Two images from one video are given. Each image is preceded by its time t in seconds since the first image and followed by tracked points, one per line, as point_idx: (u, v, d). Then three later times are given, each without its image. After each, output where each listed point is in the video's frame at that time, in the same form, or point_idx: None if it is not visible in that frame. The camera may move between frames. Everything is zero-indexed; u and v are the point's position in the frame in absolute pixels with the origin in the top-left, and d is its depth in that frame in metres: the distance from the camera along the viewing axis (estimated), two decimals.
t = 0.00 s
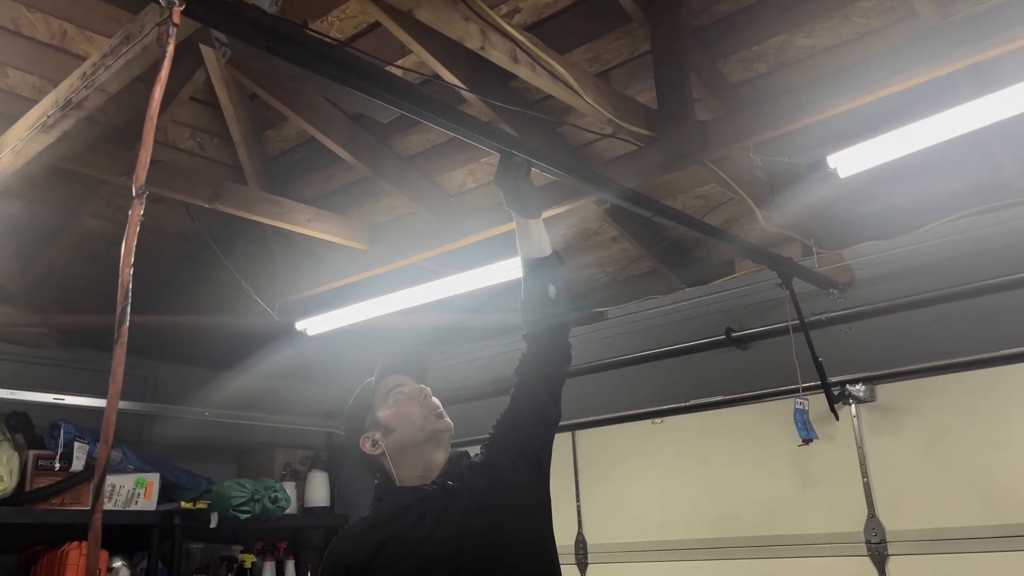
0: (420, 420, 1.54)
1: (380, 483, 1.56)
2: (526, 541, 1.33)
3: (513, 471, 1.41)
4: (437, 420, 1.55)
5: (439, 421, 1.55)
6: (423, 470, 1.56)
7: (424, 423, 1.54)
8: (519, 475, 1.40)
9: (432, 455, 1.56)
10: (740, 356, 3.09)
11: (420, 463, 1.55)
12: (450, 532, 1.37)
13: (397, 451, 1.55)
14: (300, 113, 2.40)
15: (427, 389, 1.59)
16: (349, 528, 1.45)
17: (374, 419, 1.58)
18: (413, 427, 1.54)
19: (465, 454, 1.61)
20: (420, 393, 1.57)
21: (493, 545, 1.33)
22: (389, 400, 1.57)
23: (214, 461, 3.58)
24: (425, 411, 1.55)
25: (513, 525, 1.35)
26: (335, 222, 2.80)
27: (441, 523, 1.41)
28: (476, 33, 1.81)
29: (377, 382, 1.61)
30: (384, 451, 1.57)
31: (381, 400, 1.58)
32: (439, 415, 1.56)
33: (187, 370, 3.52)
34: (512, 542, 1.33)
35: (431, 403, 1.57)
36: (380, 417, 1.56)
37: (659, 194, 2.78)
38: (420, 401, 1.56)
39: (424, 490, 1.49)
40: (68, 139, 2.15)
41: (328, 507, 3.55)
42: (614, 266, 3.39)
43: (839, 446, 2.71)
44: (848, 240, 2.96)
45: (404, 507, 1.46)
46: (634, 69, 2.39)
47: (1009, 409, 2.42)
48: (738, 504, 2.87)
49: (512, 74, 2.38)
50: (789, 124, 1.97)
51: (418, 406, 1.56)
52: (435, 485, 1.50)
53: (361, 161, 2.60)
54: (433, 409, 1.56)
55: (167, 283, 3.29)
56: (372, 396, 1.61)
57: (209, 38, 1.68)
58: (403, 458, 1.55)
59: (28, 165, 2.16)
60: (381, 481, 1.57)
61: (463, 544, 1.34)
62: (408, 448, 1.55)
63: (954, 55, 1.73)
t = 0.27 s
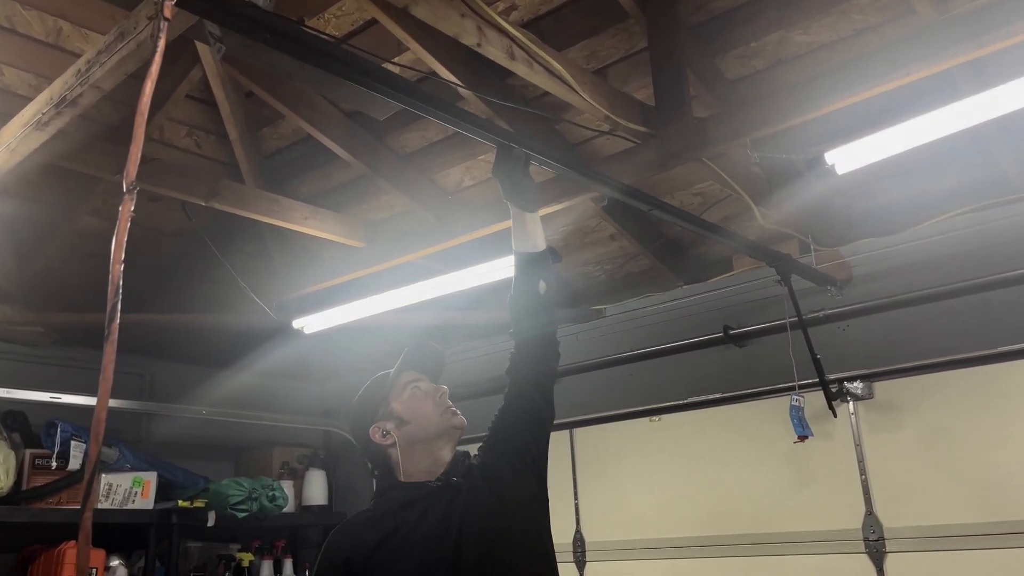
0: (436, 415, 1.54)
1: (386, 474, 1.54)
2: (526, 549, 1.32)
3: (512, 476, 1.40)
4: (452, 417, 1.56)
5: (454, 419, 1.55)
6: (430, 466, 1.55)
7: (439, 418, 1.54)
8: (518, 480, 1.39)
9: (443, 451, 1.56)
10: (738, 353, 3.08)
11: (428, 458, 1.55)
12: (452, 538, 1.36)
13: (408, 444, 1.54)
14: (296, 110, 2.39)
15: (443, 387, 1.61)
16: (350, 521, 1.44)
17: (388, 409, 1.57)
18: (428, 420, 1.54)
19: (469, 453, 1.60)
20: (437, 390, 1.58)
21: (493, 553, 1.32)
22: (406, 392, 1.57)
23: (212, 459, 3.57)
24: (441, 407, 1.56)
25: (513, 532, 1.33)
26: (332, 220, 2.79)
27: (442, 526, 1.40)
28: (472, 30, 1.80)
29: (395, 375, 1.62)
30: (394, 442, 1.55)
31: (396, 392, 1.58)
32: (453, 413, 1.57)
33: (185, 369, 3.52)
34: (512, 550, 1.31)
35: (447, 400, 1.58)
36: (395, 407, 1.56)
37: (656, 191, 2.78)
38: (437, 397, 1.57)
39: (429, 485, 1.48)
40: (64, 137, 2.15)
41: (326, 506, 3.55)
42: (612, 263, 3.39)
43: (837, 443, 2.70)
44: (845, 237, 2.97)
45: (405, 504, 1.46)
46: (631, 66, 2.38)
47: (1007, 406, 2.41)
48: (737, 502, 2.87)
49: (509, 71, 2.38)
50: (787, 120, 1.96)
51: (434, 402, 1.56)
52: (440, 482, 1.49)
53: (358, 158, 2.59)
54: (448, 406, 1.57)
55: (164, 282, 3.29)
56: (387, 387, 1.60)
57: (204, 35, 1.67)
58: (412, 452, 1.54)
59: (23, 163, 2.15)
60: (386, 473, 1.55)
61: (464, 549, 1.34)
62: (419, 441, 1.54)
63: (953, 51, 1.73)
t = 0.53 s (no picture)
0: (439, 411, 1.53)
1: (386, 468, 1.53)
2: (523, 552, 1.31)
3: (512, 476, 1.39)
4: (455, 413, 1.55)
5: (457, 416, 1.54)
6: (430, 461, 1.54)
7: (443, 414, 1.53)
8: (516, 478, 1.38)
9: (444, 448, 1.55)
10: (735, 349, 3.08)
11: (429, 454, 1.54)
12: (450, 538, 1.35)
13: (410, 438, 1.53)
14: (292, 106, 2.38)
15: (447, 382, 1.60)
16: (349, 517, 1.44)
17: (391, 402, 1.56)
18: (431, 416, 1.52)
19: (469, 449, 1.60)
20: (442, 385, 1.57)
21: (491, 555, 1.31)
22: (410, 386, 1.56)
23: (209, 457, 3.56)
24: (445, 403, 1.55)
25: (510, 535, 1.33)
26: (329, 216, 2.78)
27: (441, 524, 1.39)
28: (468, 24, 1.79)
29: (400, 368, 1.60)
30: (395, 436, 1.54)
31: (400, 385, 1.56)
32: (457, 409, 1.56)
33: (182, 366, 3.51)
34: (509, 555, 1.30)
35: (451, 396, 1.57)
36: (398, 401, 1.54)
37: (654, 187, 2.77)
38: (442, 392, 1.56)
39: (427, 480, 1.48)
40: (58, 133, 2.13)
41: (323, 502, 3.54)
42: (610, 259, 3.38)
43: (835, 439, 2.70)
44: (844, 232, 2.96)
45: (402, 499, 1.44)
46: (629, 62, 2.37)
47: (1006, 402, 2.41)
48: (735, 498, 2.87)
49: (506, 67, 2.37)
50: (784, 115, 1.95)
51: (438, 397, 1.55)
52: (438, 477, 1.49)
53: (354, 154, 2.58)
54: (452, 402, 1.56)
55: (160, 279, 3.27)
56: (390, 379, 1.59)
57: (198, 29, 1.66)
58: (413, 446, 1.54)
59: (17, 159, 2.14)
60: (386, 466, 1.55)
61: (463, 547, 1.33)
62: (421, 436, 1.53)
63: (951, 45, 1.72)
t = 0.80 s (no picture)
0: (420, 413, 1.48)
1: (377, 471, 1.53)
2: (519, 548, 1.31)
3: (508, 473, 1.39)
4: (437, 413, 1.49)
5: (439, 415, 1.49)
6: (421, 461, 1.52)
7: (424, 416, 1.48)
8: (514, 475, 1.39)
9: (432, 446, 1.51)
10: (733, 345, 3.07)
11: (417, 455, 1.51)
12: (445, 535, 1.34)
13: (395, 441, 1.51)
14: (288, 100, 2.37)
15: (429, 379, 1.53)
16: (342, 515, 1.43)
17: (373, 405, 1.52)
18: (412, 419, 1.48)
19: (464, 444, 1.57)
20: (422, 385, 1.51)
21: (487, 551, 1.30)
22: (390, 389, 1.51)
23: (205, 452, 3.55)
24: (425, 403, 1.49)
25: (507, 531, 1.32)
26: (325, 211, 2.77)
27: (435, 522, 1.38)
28: (464, 17, 1.79)
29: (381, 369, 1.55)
30: (382, 439, 1.53)
31: (381, 388, 1.52)
32: (439, 408, 1.50)
33: (178, 362, 3.50)
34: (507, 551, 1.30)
35: (432, 394, 1.50)
36: (379, 405, 1.51)
37: (651, 182, 2.76)
38: (422, 392, 1.50)
39: (421, 481, 1.46)
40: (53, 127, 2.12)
41: (321, 499, 3.53)
42: (607, 256, 3.37)
43: (832, 434, 2.70)
44: (842, 227, 2.96)
45: (397, 498, 1.44)
46: (626, 56, 2.36)
47: (1003, 397, 2.41)
48: (733, 494, 2.86)
49: (503, 61, 2.36)
50: (782, 109, 1.95)
51: (418, 398, 1.49)
52: (433, 477, 1.48)
53: (351, 149, 2.57)
54: (433, 401, 1.49)
55: (156, 274, 3.26)
56: (373, 381, 1.55)
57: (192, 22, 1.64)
58: (401, 448, 1.51)
59: (11, 153, 2.13)
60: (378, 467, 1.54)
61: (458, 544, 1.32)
62: (406, 438, 1.50)
63: (949, 38, 1.71)
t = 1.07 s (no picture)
0: (398, 412, 1.48)
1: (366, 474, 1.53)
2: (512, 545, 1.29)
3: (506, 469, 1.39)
4: (416, 411, 1.49)
5: (420, 411, 1.49)
6: (408, 461, 1.51)
7: (402, 414, 1.48)
8: (511, 470, 1.38)
9: (417, 445, 1.50)
10: (731, 340, 3.07)
11: (404, 454, 1.51)
12: (438, 530, 1.33)
13: (380, 443, 1.51)
14: (285, 95, 2.36)
15: (408, 378, 1.53)
16: (336, 513, 1.44)
17: (355, 410, 1.54)
18: (390, 419, 1.48)
19: (456, 442, 1.60)
20: (399, 384, 1.52)
21: (480, 546, 1.29)
22: (368, 392, 1.53)
23: (202, 448, 3.55)
24: (403, 402, 1.49)
25: (501, 527, 1.31)
26: (321, 206, 2.76)
27: (427, 517, 1.37)
28: (461, 10, 1.78)
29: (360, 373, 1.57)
30: (368, 442, 1.54)
31: (360, 391, 1.54)
32: (418, 406, 1.49)
33: (175, 358, 3.49)
34: (500, 547, 1.29)
35: (411, 392, 1.50)
36: (359, 409, 1.52)
37: (649, 177, 2.75)
38: (400, 392, 1.50)
39: (413, 477, 1.46)
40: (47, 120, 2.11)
41: (317, 495, 3.53)
42: (605, 251, 3.36)
43: (830, 430, 2.70)
44: (839, 223, 2.95)
45: (390, 494, 1.44)
46: (624, 50, 2.35)
47: (1002, 393, 2.40)
48: (730, 489, 2.86)
49: (500, 55, 2.35)
50: (780, 103, 1.94)
51: (397, 397, 1.50)
52: (426, 474, 1.48)
53: (348, 144, 2.56)
54: (411, 399, 1.49)
55: (152, 269, 3.25)
56: (353, 386, 1.57)
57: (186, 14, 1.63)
58: (386, 449, 1.51)
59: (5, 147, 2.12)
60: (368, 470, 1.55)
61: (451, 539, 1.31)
62: (389, 439, 1.50)
63: (948, 33, 1.70)
